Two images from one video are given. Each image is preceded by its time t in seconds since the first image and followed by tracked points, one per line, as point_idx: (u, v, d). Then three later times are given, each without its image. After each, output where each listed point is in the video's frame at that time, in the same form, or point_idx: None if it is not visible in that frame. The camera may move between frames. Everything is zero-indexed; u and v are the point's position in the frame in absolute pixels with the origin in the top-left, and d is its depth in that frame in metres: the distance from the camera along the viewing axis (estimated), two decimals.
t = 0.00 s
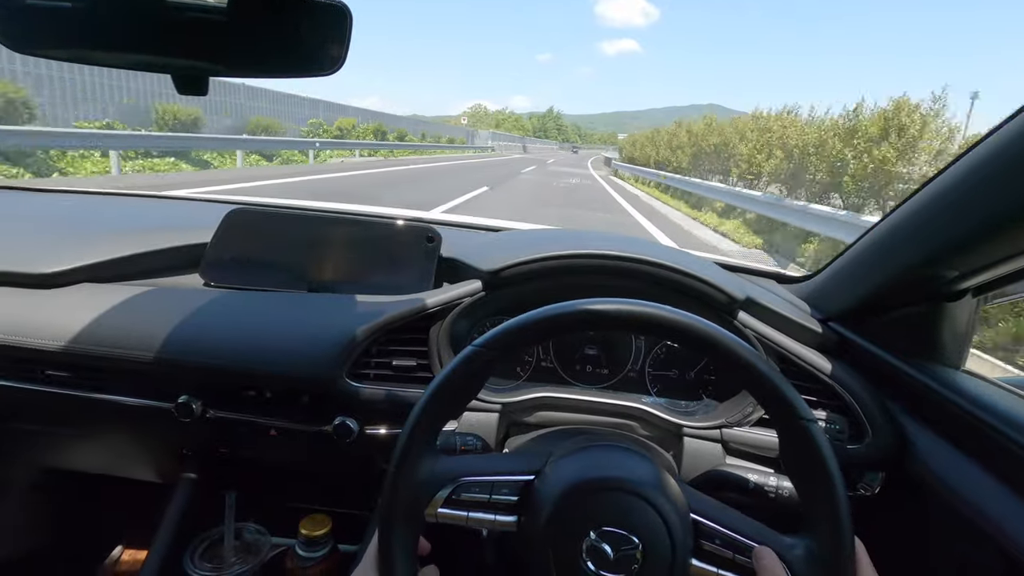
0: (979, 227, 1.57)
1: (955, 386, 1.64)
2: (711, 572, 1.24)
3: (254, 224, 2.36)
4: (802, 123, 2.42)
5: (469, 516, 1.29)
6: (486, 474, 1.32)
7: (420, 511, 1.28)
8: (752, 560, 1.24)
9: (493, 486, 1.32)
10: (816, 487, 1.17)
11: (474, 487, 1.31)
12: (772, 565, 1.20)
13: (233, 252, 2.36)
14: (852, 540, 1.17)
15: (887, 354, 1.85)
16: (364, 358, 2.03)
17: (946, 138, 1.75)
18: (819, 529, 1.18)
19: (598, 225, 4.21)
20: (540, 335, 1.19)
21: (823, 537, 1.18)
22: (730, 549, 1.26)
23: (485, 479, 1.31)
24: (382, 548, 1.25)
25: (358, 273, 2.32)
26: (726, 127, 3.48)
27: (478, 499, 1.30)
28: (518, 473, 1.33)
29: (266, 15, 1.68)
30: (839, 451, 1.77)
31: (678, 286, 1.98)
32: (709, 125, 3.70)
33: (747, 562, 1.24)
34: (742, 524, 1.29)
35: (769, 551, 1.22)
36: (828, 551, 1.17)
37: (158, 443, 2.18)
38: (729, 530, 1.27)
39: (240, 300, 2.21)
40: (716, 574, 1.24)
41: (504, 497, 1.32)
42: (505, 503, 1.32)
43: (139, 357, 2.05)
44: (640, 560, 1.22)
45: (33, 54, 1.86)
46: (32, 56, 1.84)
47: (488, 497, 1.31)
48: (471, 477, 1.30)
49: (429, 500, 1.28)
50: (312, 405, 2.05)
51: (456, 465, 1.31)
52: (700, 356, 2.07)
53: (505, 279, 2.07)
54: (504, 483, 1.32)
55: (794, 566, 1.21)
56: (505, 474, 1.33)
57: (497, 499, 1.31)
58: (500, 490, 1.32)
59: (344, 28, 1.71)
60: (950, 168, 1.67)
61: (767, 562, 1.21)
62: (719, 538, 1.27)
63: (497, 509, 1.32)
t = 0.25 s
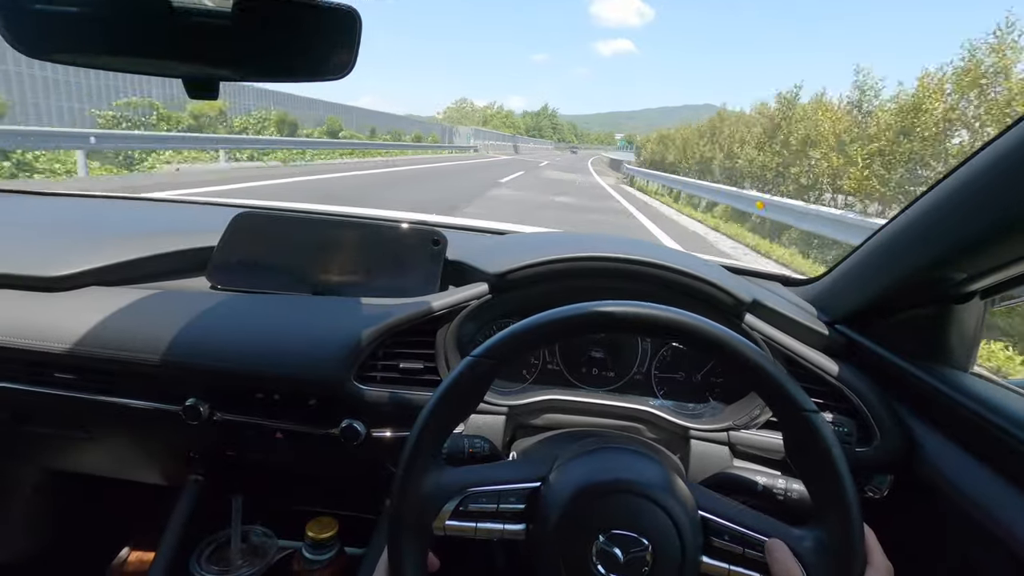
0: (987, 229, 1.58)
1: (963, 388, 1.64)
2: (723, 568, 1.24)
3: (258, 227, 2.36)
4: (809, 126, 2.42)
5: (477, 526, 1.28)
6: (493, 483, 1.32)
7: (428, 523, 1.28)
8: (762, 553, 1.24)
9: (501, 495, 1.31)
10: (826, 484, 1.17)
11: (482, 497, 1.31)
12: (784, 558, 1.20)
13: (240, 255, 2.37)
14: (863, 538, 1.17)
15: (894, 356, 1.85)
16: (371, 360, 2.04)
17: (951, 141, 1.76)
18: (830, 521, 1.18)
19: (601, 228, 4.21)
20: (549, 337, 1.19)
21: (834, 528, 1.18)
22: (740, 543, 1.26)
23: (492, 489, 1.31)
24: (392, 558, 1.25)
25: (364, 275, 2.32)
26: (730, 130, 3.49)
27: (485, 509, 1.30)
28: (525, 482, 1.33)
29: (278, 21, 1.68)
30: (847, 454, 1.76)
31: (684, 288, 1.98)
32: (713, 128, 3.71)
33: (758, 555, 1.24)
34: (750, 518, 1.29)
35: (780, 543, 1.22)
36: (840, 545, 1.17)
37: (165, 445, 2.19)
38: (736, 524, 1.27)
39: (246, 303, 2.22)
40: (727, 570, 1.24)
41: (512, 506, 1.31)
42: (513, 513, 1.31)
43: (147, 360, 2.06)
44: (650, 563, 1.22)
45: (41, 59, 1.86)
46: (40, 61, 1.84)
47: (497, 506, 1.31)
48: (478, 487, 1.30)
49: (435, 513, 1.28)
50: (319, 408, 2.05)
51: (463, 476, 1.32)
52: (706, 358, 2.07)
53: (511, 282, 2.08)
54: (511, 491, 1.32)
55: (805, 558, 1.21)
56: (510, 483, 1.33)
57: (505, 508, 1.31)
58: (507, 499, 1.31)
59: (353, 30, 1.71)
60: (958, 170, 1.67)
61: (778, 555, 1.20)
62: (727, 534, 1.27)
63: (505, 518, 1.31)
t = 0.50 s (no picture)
0: (987, 226, 1.58)
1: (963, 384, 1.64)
2: (723, 564, 1.24)
3: (256, 224, 2.33)
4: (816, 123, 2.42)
5: (478, 523, 1.29)
6: (495, 479, 1.32)
7: (429, 519, 1.28)
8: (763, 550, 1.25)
9: (501, 491, 1.32)
10: (827, 479, 1.17)
11: (483, 493, 1.31)
12: (784, 555, 1.20)
13: (239, 250, 2.35)
14: (863, 532, 1.17)
15: (894, 353, 1.85)
16: (371, 356, 2.03)
17: (953, 138, 1.75)
18: (830, 517, 1.18)
19: (603, 225, 4.21)
20: (550, 332, 1.19)
21: (833, 525, 1.18)
22: (741, 539, 1.26)
23: (493, 485, 1.32)
24: (393, 555, 1.25)
25: (365, 271, 2.32)
26: (732, 128, 3.49)
27: (486, 505, 1.31)
28: (526, 477, 1.32)
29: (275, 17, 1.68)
30: (847, 450, 1.76)
31: (685, 284, 1.98)
32: (715, 126, 3.70)
33: (759, 552, 1.24)
34: (752, 515, 1.29)
35: (781, 541, 1.22)
36: (839, 541, 1.17)
37: (165, 441, 2.19)
38: (738, 520, 1.28)
39: (246, 299, 2.21)
40: (728, 567, 1.24)
41: (512, 502, 1.32)
42: (514, 508, 1.32)
43: (147, 355, 2.05)
44: (650, 559, 1.22)
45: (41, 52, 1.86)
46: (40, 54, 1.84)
47: (498, 502, 1.32)
48: (479, 483, 1.30)
49: (437, 509, 1.28)
50: (319, 404, 2.05)
51: (465, 471, 1.31)
52: (707, 354, 2.07)
53: (511, 277, 2.07)
54: (512, 487, 1.32)
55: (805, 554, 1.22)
56: (513, 478, 1.33)
57: (506, 504, 1.32)
58: (508, 495, 1.32)
59: (353, 26, 1.71)
60: (960, 166, 1.67)
61: (778, 551, 1.21)
62: (729, 530, 1.27)
63: (506, 514, 1.32)
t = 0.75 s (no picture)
0: (975, 232, 1.60)
1: (951, 389, 1.66)
2: (709, 566, 1.26)
3: (251, 227, 2.33)
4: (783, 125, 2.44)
5: (468, 524, 1.30)
6: (484, 481, 1.34)
7: (419, 521, 1.29)
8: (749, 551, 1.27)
9: (491, 494, 1.33)
10: (812, 481, 1.19)
11: (472, 495, 1.32)
12: (769, 557, 1.21)
13: (235, 252, 2.36)
14: (848, 535, 1.19)
15: (884, 357, 1.86)
16: (365, 359, 2.05)
17: (941, 146, 1.77)
18: (815, 519, 1.20)
19: (599, 227, 4.23)
20: (541, 336, 1.21)
21: (819, 527, 1.19)
22: (727, 542, 1.28)
23: (482, 487, 1.33)
24: (383, 556, 1.26)
25: (360, 274, 2.33)
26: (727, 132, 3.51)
27: (476, 506, 1.32)
28: (516, 479, 1.34)
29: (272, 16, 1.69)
30: (837, 454, 1.78)
31: (677, 289, 2.00)
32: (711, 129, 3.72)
33: (745, 553, 1.26)
34: (737, 516, 1.30)
35: (767, 544, 1.23)
36: (824, 544, 1.19)
37: (160, 442, 2.20)
38: (725, 522, 1.29)
39: (240, 301, 2.22)
40: (714, 568, 1.26)
41: (502, 504, 1.33)
42: (503, 510, 1.33)
43: (142, 356, 2.07)
44: (638, 561, 1.24)
45: (37, 55, 1.88)
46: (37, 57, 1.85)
47: (487, 505, 1.32)
48: (469, 485, 1.32)
49: (427, 511, 1.30)
50: (313, 405, 2.06)
51: (453, 474, 1.34)
52: (699, 358, 2.09)
53: (505, 281, 2.09)
54: (501, 489, 1.34)
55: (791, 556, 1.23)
56: (502, 481, 1.34)
57: (495, 506, 1.32)
58: (498, 497, 1.33)
59: (347, 29, 1.73)
60: (948, 173, 1.69)
61: (763, 554, 1.22)
62: (715, 532, 1.29)
63: (496, 516, 1.33)
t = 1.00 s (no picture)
0: (980, 227, 1.58)
1: (955, 385, 1.65)
2: (710, 565, 1.25)
3: (253, 219, 2.32)
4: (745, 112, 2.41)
5: (469, 513, 1.30)
6: (486, 471, 1.34)
7: (420, 510, 1.29)
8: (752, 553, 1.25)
9: (494, 483, 1.33)
10: (815, 481, 1.18)
11: (474, 484, 1.32)
12: (771, 558, 1.21)
13: (236, 245, 2.36)
14: (850, 537, 1.18)
15: (887, 353, 1.85)
16: (366, 353, 2.04)
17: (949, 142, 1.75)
18: (818, 523, 1.19)
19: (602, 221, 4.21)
20: (543, 330, 1.20)
21: (821, 531, 1.19)
22: (730, 542, 1.27)
23: (485, 476, 1.33)
24: (383, 546, 1.26)
25: (361, 267, 2.32)
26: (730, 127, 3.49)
27: (479, 496, 1.32)
28: (519, 471, 1.34)
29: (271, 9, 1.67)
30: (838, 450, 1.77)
31: (680, 283, 1.99)
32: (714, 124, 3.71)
33: (748, 555, 1.25)
34: (741, 518, 1.30)
35: (769, 546, 1.23)
36: (826, 546, 1.18)
37: (161, 434, 2.20)
38: (728, 523, 1.29)
39: (240, 295, 2.22)
40: (714, 568, 1.25)
41: (503, 495, 1.33)
42: (505, 501, 1.33)
43: (143, 349, 2.06)
44: (639, 555, 1.23)
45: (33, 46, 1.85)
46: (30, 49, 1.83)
47: (489, 495, 1.32)
48: (471, 475, 1.32)
49: (428, 500, 1.29)
50: (314, 399, 2.06)
51: (457, 463, 1.33)
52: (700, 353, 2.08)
53: (507, 275, 2.08)
54: (504, 480, 1.33)
55: (793, 559, 1.23)
56: (503, 472, 1.34)
57: (497, 497, 1.33)
58: (500, 487, 1.33)
59: (348, 25, 1.72)
60: (954, 168, 1.67)
61: (766, 555, 1.22)
62: (717, 532, 1.28)
63: (497, 507, 1.33)
